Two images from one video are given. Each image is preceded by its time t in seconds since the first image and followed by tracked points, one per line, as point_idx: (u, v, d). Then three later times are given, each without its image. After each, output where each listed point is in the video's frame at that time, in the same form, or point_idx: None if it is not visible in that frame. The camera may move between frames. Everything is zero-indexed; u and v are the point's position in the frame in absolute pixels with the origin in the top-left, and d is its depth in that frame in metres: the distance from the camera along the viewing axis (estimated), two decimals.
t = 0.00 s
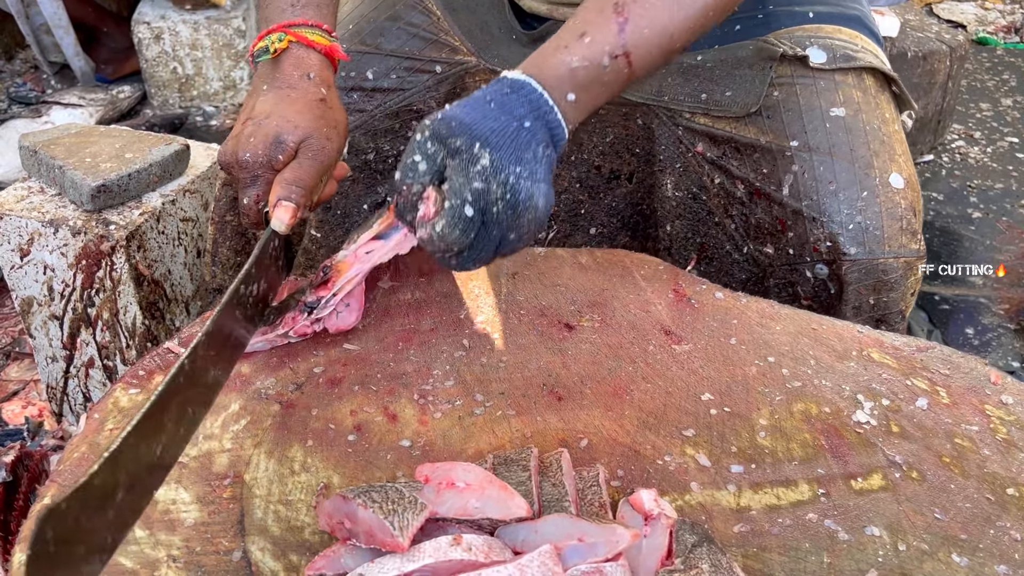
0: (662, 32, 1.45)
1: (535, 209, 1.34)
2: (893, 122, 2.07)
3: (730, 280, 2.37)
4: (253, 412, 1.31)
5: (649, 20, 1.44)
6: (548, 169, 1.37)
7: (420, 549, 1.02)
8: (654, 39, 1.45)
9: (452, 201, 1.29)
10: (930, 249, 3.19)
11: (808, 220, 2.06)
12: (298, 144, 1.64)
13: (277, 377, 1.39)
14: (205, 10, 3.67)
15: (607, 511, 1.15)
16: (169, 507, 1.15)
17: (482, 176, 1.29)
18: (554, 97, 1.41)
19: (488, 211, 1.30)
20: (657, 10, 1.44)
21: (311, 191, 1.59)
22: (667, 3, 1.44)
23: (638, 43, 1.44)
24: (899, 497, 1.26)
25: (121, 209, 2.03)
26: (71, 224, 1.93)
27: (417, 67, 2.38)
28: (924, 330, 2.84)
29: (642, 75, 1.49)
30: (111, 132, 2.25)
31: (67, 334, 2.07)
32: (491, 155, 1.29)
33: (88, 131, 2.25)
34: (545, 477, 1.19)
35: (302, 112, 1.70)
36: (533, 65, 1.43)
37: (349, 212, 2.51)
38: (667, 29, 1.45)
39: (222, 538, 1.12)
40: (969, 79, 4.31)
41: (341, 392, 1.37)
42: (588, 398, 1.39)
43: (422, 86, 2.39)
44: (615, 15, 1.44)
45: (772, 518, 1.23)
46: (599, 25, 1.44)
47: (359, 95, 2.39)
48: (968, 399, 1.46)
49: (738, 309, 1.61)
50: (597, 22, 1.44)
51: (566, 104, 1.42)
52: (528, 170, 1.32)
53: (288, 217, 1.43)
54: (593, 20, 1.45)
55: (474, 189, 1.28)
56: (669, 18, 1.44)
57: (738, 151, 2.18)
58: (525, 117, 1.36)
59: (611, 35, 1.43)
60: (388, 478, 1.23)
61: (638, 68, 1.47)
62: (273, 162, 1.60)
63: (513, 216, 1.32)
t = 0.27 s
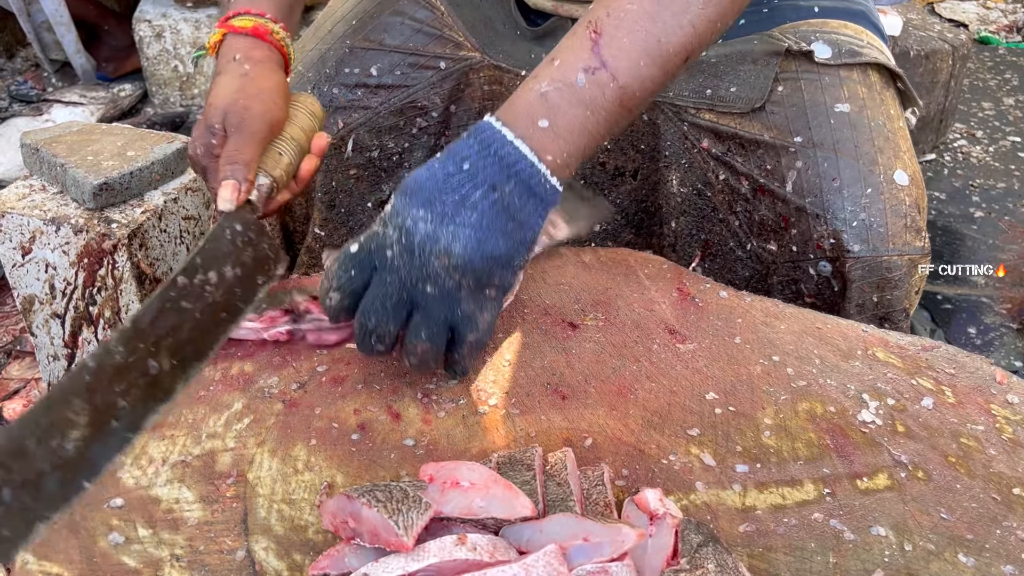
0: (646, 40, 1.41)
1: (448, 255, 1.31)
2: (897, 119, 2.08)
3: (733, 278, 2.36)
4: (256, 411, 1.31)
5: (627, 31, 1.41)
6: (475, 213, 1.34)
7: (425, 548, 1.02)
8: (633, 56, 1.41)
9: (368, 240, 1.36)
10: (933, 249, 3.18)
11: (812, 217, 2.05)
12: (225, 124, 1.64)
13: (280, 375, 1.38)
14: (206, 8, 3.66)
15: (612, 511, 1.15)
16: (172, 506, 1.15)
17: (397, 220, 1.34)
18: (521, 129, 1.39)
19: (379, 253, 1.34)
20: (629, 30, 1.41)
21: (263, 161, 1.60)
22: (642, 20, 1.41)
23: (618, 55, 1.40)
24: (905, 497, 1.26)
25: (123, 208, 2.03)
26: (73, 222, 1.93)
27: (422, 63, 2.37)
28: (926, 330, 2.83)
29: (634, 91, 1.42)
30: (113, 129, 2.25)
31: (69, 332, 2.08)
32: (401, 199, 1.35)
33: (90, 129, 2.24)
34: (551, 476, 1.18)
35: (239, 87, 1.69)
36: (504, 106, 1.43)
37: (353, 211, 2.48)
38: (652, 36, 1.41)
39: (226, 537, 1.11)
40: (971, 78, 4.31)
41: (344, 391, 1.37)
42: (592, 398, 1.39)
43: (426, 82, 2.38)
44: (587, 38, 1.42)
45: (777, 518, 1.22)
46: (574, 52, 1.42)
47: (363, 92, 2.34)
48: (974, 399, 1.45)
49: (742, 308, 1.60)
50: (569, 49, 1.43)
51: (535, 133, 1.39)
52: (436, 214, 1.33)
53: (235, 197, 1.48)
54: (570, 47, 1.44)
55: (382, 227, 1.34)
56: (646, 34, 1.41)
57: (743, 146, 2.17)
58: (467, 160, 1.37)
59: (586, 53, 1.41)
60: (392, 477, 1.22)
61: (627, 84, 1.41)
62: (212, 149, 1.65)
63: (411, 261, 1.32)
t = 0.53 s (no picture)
0: (655, 56, 1.46)
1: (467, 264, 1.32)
2: (899, 121, 2.06)
3: (734, 280, 2.36)
4: (256, 410, 1.31)
5: (639, 47, 1.46)
6: (493, 226, 1.35)
7: (425, 547, 1.02)
8: (643, 73, 1.46)
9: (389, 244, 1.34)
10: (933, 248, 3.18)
11: (813, 219, 2.05)
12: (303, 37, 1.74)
13: (280, 374, 1.38)
14: (207, 7, 3.66)
15: (612, 510, 1.15)
16: (172, 505, 1.15)
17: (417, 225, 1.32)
18: (533, 141, 1.44)
19: (405, 259, 1.33)
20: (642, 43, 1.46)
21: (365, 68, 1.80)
22: (654, 36, 1.46)
23: (629, 71, 1.46)
24: (906, 496, 1.26)
25: (123, 206, 2.02)
26: (73, 220, 1.93)
27: (422, 64, 2.37)
28: (926, 330, 2.83)
29: (644, 106, 1.49)
30: (114, 128, 2.25)
31: (69, 331, 2.07)
32: (421, 204, 1.33)
33: (91, 127, 2.24)
34: (551, 475, 1.18)
35: None
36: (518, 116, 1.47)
37: (352, 211, 2.46)
38: (663, 53, 1.46)
39: (226, 536, 1.11)
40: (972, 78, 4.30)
41: (344, 390, 1.37)
42: (592, 397, 1.39)
43: (426, 82, 2.39)
44: (600, 50, 1.47)
45: (778, 517, 1.22)
46: (586, 65, 1.47)
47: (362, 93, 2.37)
48: (974, 398, 1.45)
49: (743, 308, 1.60)
50: (582, 61, 1.48)
51: (547, 145, 1.44)
52: (454, 223, 1.32)
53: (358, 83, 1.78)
54: (583, 59, 1.48)
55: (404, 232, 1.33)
56: (657, 49, 1.46)
57: (744, 149, 2.18)
58: (483, 169, 1.37)
59: (599, 67, 1.47)
60: (392, 476, 1.22)
61: (638, 99, 1.48)
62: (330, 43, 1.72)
63: (434, 266, 1.32)
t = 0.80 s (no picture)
0: (688, 18, 1.39)
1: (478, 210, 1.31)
2: (900, 120, 2.06)
3: (735, 278, 2.39)
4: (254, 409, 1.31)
5: (674, 7, 1.39)
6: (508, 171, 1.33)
7: (422, 545, 1.02)
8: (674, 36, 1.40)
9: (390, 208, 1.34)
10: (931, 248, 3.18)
11: (814, 217, 2.05)
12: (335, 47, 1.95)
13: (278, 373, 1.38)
14: (206, 7, 3.66)
15: (610, 508, 1.15)
16: (170, 503, 1.15)
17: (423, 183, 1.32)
18: (555, 85, 1.38)
19: (410, 222, 1.33)
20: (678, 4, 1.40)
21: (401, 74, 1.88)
22: None
23: (662, 27, 1.39)
24: (902, 495, 1.26)
25: (122, 205, 2.02)
26: (71, 219, 1.93)
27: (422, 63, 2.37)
28: (924, 329, 2.84)
29: (670, 65, 1.42)
30: (113, 127, 2.25)
31: (66, 330, 2.07)
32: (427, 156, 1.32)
33: (90, 126, 2.24)
34: (548, 474, 1.18)
35: None
36: (544, 59, 1.40)
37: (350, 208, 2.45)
38: (696, 16, 1.40)
39: (224, 534, 1.12)
40: (970, 78, 4.31)
41: (342, 388, 1.37)
42: (590, 396, 1.39)
43: (426, 81, 2.39)
44: (633, 6, 1.40)
45: (775, 516, 1.22)
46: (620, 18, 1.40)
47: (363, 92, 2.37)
48: (971, 397, 1.45)
49: (740, 307, 1.61)
50: (614, 10, 1.41)
51: (570, 86, 1.38)
52: (465, 174, 1.32)
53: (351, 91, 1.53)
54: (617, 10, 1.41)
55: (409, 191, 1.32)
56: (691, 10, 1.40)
57: (745, 147, 2.18)
58: (493, 116, 1.35)
59: (632, 17, 1.40)
60: (390, 475, 1.23)
61: (666, 56, 1.41)
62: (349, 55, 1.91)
63: (442, 226, 1.32)
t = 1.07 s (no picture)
0: (645, 53, 1.47)
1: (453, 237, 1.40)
2: (896, 120, 2.07)
3: (732, 278, 2.38)
4: (248, 408, 1.31)
5: (627, 47, 1.48)
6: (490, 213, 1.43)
7: (416, 545, 1.02)
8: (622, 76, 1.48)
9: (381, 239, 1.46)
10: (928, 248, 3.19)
11: (810, 217, 2.06)
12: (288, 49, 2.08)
13: (273, 373, 1.38)
14: (204, 7, 3.66)
15: (604, 508, 1.15)
16: (164, 503, 1.15)
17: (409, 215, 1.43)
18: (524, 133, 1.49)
19: (393, 253, 1.44)
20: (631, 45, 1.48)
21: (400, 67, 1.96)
22: (643, 32, 1.47)
23: (618, 66, 1.48)
24: (897, 495, 1.26)
25: (117, 205, 2.03)
26: (67, 219, 1.93)
27: (418, 62, 2.36)
28: (921, 330, 2.84)
29: (635, 99, 1.50)
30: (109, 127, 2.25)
31: (63, 329, 2.05)
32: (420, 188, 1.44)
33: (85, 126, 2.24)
34: (542, 473, 1.18)
35: None
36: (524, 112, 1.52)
37: (348, 209, 2.50)
38: (652, 49, 1.47)
39: (217, 534, 1.11)
40: (967, 78, 4.31)
41: (337, 388, 1.37)
42: (585, 397, 1.39)
43: (421, 81, 2.38)
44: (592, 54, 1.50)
45: (769, 516, 1.22)
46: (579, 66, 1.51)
47: (358, 91, 2.36)
48: (966, 398, 1.45)
49: (735, 307, 1.61)
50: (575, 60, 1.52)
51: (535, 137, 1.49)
52: (441, 208, 1.41)
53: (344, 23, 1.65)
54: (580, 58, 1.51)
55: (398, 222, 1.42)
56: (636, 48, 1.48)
57: (742, 147, 2.18)
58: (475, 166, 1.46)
59: (588, 63, 1.50)
60: (384, 474, 1.23)
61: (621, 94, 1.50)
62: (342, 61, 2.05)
63: (419, 252, 1.41)
